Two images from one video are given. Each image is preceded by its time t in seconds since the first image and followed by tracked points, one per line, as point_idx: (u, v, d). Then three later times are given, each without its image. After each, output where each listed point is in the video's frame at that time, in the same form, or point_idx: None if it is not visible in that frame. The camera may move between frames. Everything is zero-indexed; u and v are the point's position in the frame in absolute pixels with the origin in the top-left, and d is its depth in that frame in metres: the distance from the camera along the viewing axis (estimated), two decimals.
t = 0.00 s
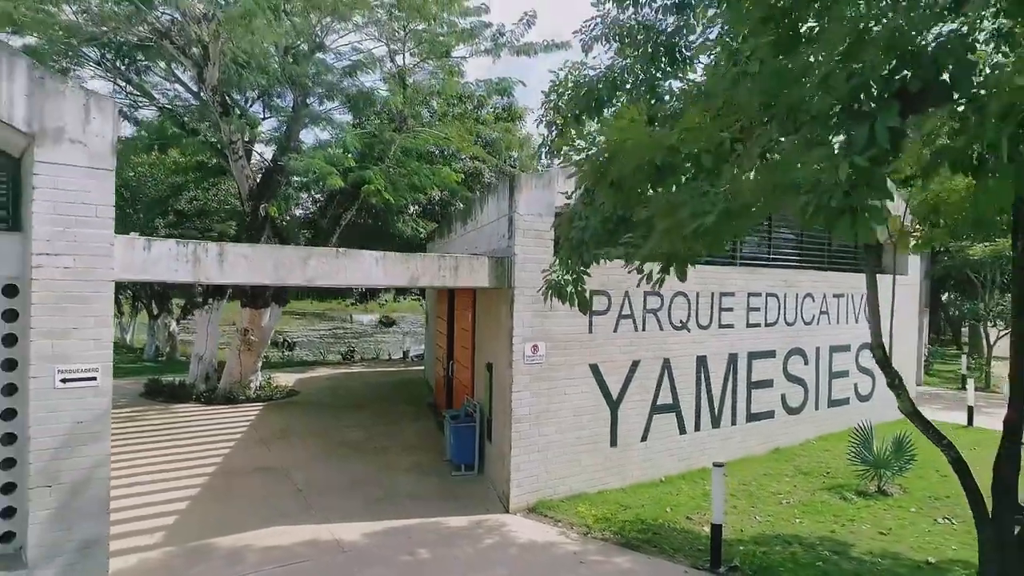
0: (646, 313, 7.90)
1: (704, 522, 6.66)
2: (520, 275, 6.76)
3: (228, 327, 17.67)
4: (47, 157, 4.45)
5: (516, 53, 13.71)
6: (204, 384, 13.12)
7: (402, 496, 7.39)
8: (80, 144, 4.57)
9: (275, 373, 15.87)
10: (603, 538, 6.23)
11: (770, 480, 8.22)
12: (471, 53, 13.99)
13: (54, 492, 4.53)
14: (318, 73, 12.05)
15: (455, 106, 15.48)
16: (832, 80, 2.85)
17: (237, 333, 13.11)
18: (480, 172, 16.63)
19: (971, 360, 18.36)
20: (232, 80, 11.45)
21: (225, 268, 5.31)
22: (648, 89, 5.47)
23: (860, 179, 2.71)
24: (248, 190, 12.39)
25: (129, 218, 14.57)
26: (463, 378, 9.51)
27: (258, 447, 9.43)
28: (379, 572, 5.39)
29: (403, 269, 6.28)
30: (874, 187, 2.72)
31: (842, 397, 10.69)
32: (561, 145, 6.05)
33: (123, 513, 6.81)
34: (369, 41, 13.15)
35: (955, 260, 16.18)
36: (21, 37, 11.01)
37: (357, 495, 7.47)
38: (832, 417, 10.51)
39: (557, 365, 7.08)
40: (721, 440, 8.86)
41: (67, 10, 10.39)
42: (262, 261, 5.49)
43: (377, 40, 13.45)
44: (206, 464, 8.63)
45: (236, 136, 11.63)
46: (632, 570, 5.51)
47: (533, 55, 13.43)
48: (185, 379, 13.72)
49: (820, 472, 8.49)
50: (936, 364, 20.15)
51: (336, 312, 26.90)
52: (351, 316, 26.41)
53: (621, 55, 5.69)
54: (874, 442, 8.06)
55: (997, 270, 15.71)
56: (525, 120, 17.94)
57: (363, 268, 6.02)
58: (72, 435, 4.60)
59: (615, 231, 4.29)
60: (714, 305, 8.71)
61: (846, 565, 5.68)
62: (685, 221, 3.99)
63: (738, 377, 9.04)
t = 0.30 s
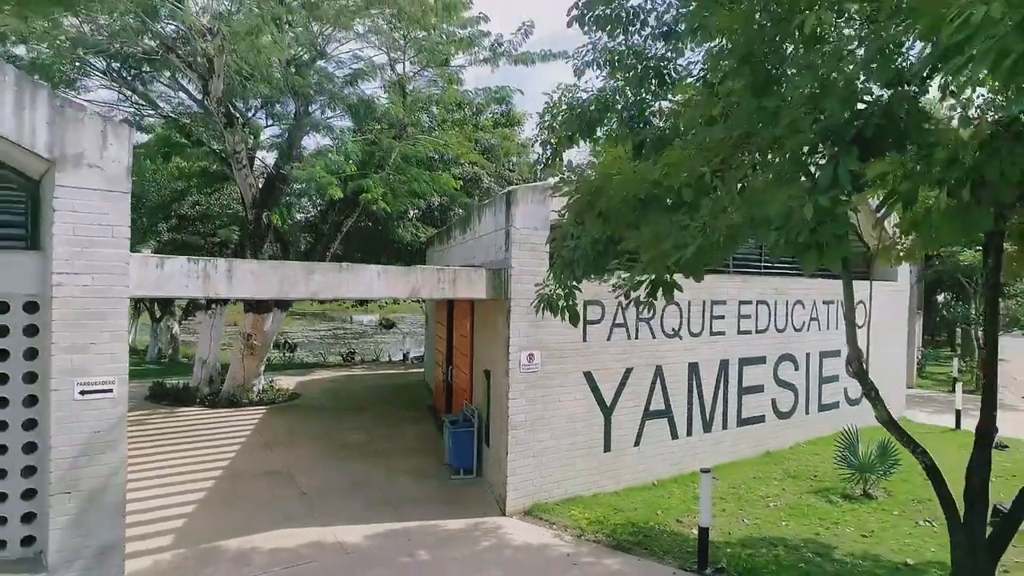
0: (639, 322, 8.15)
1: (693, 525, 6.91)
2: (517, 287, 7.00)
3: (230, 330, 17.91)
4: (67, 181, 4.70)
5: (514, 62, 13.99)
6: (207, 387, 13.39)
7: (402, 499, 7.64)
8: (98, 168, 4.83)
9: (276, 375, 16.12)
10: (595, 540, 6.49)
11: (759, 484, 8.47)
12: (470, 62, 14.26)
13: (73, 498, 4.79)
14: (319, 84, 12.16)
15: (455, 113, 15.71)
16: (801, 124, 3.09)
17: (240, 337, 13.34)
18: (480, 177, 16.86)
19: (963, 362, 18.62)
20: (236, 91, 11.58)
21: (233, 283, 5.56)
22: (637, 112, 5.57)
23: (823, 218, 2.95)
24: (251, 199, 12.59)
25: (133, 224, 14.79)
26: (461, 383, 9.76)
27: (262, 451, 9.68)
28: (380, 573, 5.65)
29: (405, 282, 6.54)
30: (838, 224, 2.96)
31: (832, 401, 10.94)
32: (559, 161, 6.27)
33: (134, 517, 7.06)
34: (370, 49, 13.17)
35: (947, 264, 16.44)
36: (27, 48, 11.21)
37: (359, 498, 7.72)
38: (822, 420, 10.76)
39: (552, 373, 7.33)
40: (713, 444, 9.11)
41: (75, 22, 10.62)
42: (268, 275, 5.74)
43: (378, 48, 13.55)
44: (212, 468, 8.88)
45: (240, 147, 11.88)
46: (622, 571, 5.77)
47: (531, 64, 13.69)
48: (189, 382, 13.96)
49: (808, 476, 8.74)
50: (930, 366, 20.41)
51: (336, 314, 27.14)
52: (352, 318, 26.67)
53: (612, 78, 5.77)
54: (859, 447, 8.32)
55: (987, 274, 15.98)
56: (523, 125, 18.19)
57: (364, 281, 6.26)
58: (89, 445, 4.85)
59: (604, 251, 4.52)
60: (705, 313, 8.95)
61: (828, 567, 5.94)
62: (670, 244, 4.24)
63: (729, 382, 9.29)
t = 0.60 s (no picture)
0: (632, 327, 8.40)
1: (683, 524, 7.17)
2: (513, 295, 7.25)
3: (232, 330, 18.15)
4: (83, 199, 4.94)
5: (512, 68, 14.22)
6: (211, 388, 13.59)
7: (403, 500, 7.88)
8: (112, 187, 5.07)
9: (278, 376, 16.36)
10: (588, 539, 6.75)
11: (749, 484, 8.73)
12: (469, 68, 14.50)
13: (90, 500, 5.04)
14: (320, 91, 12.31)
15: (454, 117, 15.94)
16: (773, 157, 3.32)
17: (243, 340, 13.56)
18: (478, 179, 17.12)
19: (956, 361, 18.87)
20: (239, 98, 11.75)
21: (241, 293, 5.83)
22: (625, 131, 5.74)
23: (790, 246, 3.19)
24: (255, 205, 12.78)
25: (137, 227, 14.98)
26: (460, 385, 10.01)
27: (266, 452, 9.93)
28: (382, 571, 5.90)
29: (405, 291, 6.80)
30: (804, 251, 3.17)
31: (822, 403, 11.20)
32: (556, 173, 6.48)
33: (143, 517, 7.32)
34: (371, 55, 13.49)
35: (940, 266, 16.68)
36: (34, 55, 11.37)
37: (361, 499, 7.97)
38: (812, 421, 11.02)
39: (547, 377, 7.58)
40: (704, 445, 9.37)
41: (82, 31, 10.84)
42: (274, 286, 5.99)
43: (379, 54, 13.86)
44: (217, 468, 9.12)
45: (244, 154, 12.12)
46: (613, 570, 6.03)
47: (528, 70, 13.92)
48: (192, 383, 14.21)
49: (796, 476, 9.00)
50: (923, 366, 20.68)
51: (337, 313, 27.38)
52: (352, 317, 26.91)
53: (604, 97, 5.94)
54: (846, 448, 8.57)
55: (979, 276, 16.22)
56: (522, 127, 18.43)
57: (365, 289, 6.51)
58: (105, 449, 5.10)
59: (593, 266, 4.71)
60: (697, 318, 9.20)
61: (810, 565, 6.19)
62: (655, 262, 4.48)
63: (721, 385, 9.54)
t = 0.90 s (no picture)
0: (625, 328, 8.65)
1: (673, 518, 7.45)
2: (509, 298, 7.50)
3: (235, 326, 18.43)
4: (98, 212, 5.18)
5: (510, 69, 14.43)
6: (214, 385, 13.91)
7: (403, 496, 8.14)
8: (124, 200, 5.31)
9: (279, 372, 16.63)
10: (581, 533, 7.04)
11: (738, 479, 9.01)
12: (467, 69, 14.69)
13: (106, 497, 5.32)
14: (320, 92, 12.46)
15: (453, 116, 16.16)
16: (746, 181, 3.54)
17: (246, 338, 13.79)
18: (477, 177, 17.34)
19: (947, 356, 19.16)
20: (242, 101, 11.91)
21: (247, 298, 6.08)
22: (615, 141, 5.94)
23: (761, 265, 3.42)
24: (256, 205, 12.92)
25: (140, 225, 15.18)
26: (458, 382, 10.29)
27: (270, 448, 10.19)
28: (383, 564, 6.19)
29: (405, 295, 7.04)
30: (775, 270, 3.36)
31: (812, 399, 11.48)
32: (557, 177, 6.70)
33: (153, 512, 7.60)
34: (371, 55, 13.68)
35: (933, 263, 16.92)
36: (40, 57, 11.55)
37: (362, 495, 8.23)
38: (802, 417, 11.30)
39: (541, 377, 7.84)
40: (696, 441, 9.65)
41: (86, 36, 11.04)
42: (279, 291, 6.24)
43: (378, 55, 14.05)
44: (221, 464, 9.39)
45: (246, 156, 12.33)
46: (604, 562, 6.31)
47: (526, 71, 14.13)
48: (196, 380, 14.48)
49: (784, 472, 9.28)
50: (916, 361, 20.97)
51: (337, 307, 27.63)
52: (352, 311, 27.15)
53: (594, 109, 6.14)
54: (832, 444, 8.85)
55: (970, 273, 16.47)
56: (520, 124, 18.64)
57: (366, 294, 6.76)
58: (119, 449, 5.37)
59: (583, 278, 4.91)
60: (689, 317, 9.45)
61: (793, 557, 6.48)
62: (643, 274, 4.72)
63: (712, 383, 9.80)
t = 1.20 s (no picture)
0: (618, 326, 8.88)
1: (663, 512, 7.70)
2: (505, 298, 7.73)
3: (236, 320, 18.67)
4: (108, 221, 5.39)
5: (507, 67, 14.63)
6: (217, 378, 14.16)
7: (403, 490, 8.38)
8: (133, 208, 5.52)
9: (281, 365, 16.89)
10: (573, 526, 7.29)
11: (728, 473, 9.26)
12: (465, 67, 14.84)
13: (117, 493, 5.56)
14: (320, 91, 12.70)
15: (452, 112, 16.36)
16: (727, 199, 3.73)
17: (248, 333, 14.02)
18: (475, 172, 17.54)
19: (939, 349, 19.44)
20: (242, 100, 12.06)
21: (251, 301, 6.29)
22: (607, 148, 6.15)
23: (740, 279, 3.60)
24: (257, 203, 13.03)
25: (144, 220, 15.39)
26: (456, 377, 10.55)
27: (272, 442, 10.44)
28: (383, 556, 6.44)
29: (403, 296, 7.25)
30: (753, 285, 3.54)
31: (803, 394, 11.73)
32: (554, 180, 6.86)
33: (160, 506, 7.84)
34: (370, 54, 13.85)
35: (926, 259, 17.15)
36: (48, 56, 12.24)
37: (362, 488, 8.47)
38: (792, 412, 11.56)
39: (536, 375, 8.07)
40: (687, 436, 9.89)
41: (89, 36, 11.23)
42: (281, 294, 6.45)
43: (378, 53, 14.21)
44: (225, 458, 9.64)
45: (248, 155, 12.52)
46: (595, 554, 6.58)
47: (523, 69, 14.32)
48: (199, 373, 14.73)
49: (772, 466, 9.53)
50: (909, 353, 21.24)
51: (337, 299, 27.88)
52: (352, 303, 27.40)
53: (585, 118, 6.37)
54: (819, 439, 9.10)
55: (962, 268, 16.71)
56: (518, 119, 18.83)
57: (365, 296, 6.96)
58: (130, 447, 5.61)
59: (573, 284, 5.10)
60: (681, 315, 9.67)
61: (776, 549, 6.74)
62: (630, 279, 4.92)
63: (703, 379, 10.04)
